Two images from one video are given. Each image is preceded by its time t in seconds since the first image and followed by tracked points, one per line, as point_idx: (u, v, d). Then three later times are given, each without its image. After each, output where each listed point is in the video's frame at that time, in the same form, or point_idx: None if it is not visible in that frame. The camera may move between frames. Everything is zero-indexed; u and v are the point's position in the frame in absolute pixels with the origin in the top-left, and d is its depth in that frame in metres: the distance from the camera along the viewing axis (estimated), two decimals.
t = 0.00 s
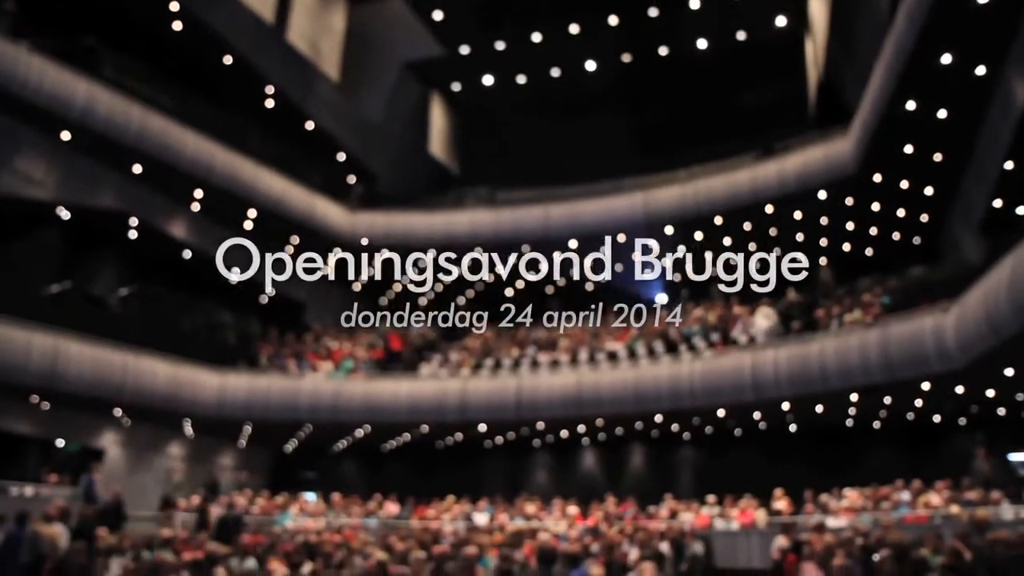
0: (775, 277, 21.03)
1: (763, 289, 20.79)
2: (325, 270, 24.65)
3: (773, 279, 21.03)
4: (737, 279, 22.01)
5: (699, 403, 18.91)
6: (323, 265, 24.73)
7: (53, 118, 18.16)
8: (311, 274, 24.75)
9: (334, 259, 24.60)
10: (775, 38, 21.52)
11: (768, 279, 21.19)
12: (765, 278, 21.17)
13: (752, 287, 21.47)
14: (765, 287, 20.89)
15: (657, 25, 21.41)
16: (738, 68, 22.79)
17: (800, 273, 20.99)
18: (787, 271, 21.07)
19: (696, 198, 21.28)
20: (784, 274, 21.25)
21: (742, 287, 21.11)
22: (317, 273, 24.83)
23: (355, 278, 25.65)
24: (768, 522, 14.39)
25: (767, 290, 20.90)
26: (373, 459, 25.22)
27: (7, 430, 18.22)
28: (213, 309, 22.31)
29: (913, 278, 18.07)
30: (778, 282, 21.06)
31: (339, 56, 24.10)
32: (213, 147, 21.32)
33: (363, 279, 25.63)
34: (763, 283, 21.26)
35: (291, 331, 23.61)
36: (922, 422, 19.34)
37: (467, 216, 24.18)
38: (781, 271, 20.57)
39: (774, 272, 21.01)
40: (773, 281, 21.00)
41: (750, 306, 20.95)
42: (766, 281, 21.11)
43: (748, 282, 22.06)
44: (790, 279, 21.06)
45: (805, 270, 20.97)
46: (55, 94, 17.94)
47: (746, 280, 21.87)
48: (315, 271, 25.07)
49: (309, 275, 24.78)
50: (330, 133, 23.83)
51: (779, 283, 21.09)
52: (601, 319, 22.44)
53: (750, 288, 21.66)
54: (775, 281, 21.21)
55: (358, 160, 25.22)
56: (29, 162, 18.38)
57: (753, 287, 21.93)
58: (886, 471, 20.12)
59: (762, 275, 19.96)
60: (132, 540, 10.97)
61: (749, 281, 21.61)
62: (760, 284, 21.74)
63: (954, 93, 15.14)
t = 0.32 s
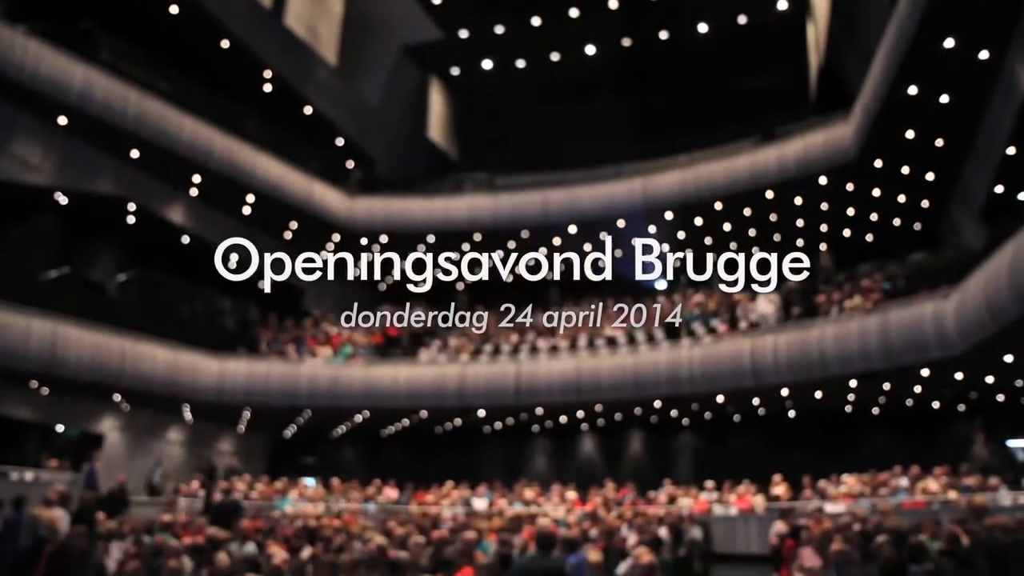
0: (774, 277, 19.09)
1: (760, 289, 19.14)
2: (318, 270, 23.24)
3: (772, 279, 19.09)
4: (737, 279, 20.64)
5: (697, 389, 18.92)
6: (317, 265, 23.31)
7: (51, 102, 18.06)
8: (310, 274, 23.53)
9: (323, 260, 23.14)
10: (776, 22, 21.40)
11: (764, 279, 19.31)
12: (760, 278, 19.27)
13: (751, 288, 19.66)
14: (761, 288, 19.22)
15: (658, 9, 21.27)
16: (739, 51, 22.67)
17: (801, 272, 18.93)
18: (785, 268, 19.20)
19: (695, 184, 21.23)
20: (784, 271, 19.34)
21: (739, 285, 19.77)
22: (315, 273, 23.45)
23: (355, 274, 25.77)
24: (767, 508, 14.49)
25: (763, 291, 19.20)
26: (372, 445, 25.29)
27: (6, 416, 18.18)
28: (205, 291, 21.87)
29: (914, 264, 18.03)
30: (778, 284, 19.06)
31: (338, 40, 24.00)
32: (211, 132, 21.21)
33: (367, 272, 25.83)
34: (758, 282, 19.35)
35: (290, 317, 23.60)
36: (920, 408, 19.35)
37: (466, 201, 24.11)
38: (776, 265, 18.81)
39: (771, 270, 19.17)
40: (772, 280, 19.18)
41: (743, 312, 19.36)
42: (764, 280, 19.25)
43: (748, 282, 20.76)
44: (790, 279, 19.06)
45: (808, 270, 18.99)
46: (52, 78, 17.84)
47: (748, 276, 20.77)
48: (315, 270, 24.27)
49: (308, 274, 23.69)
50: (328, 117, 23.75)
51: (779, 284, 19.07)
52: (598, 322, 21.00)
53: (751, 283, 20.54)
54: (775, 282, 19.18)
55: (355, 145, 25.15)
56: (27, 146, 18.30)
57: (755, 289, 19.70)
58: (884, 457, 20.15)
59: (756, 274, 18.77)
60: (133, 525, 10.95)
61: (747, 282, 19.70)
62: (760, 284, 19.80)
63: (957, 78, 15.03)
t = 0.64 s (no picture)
0: (775, 277, 18.88)
1: (760, 288, 18.90)
2: (316, 271, 22.77)
3: (773, 279, 18.88)
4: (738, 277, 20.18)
5: (696, 376, 18.91)
6: (315, 266, 22.80)
7: (47, 90, 17.97)
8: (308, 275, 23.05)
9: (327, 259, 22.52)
10: (776, 7, 21.28)
11: (764, 279, 19.06)
12: (761, 278, 19.03)
13: (751, 288, 19.35)
14: (761, 288, 18.99)
15: None
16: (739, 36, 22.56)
17: (804, 273, 18.69)
18: (785, 268, 18.98)
19: (695, 170, 21.15)
20: (783, 271, 19.11)
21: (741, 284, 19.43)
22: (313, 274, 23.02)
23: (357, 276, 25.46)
24: (766, 495, 14.57)
25: (763, 291, 18.94)
26: (373, 432, 25.31)
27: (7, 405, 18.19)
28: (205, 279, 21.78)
29: (915, 249, 18.00)
30: (778, 285, 18.89)
31: (335, 27, 23.88)
32: (209, 121, 21.11)
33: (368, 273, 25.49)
34: (759, 281, 19.07)
35: (290, 305, 23.58)
36: (920, 394, 19.35)
37: (465, 188, 24.03)
38: (777, 264, 18.62)
39: (770, 270, 18.96)
40: (772, 279, 18.97)
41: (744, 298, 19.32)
42: (764, 280, 19.00)
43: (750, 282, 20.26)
44: (791, 278, 18.83)
45: (810, 270, 18.79)
46: (48, 66, 17.75)
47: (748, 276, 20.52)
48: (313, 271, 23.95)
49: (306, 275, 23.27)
50: (326, 104, 23.66)
51: (779, 285, 18.92)
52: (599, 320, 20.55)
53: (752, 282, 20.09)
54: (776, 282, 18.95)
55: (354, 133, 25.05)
56: (24, 135, 18.23)
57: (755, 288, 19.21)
58: (884, 443, 20.17)
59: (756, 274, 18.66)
60: (134, 513, 10.94)
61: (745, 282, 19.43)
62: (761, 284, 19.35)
63: (959, 63, 14.93)
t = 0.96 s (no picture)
0: (776, 277, 18.53)
1: (760, 287, 18.63)
2: (316, 271, 22.44)
3: (774, 279, 18.53)
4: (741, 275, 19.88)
5: (699, 364, 18.88)
6: (315, 265, 22.48)
7: (46, 76, 17.92)
8: (307, 275, 22.70)
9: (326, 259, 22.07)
10: None
11: (765, 279, 18.70)
12: (762, 278, 18.67)
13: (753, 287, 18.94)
14: (763, 288, 18.63)
15: None
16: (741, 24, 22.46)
17: (805, 272, 18.33)
18: (787, 268, 18.65)
19: (696, 158, 21.07)
20: (785, 271, 18.76)
21: (741, 285, 19.13)
22: (312, 274, 22.70)
23: (356, 276, 25.09)
24: (767, 483, 14.70)
25: (764, 291, 18.58)
26: (373, 420, 25.36)
27: (8, 392, 18.21)
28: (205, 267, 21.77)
29: (917, 238, 17.94)
30: (779, 284, 18.54)
31: (335, 13, 23.74)
32: (209, 107, 21.01)
33: (367, 272, 25.11)
34: (760, 281, 18.71)
35: (290, 293, 23.55)
36: (921, 382, 19.34)
37: (465, 175, 23.94)
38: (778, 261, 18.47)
39: (772, 269, 18.63)
40: (773, 280, 18.57)
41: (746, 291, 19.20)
42: (765, 279, 18.64)
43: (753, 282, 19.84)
44: (791, 278, 18.46)
45: (811, 269, 18.44)
46: (46, 53, 17.67)
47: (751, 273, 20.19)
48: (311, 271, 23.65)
49: (303, 275, 22.91)
50: (326, 92, 23.59)
51: (780, 285, 18.56)
52: (601, 317, 20.25)
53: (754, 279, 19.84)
54: (777, 282, 18.54)
55: (354, 121, 24.98)
56: (24, 121, 18.20)
57: (757, 288, 18.80)
58: (884, 431, 20.16)
59: (756, 275, 18.68)
60: (135, 501, 10.96)
61: (747, 282, 19.12)
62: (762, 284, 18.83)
63: (962, 51, 14.83)
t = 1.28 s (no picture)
0: (776, 277, 18.30)
1: (761, 287, 18.42)
2: (316, 272, 22.02)
3: (774, 279, 18.31)
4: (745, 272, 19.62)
5: (700, 352, 18.87)
6: (315, 266, 22.11)
7: (44, 66, 17.83)
8: (305, 275, 22.34)
9: (327, 260, 21.66)
10: None
11: (766, 279, 18.48)
12: (762, 277, 18.46)
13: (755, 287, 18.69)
14: (762, 288, 18.43)
15: None
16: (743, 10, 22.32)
17: (806, 271, 18.01)
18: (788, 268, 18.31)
19: (696, 146, 21.00)
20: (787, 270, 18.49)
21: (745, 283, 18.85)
22: (310, 275, 22.26)
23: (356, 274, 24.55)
24: (767, 471, 14.71)
25: (764, 290, 18.37)
26: (374, 410, 25.40)
27: (8, 382, 18.18)
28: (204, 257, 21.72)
29: (918, 225, 17.91)
30: (780, 285, 18.28)
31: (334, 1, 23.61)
32: (207, 96, 20.93)
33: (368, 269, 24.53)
34: (761, 281, 18.48)
35: (290, 282, 23.52)
36: (922, 369, 19.33)
37: (465, 164, 23.88)
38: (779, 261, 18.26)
39: (773, 269, 18.40)
40: (774, 279, 18.33)
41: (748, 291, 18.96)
42: (766, 279, 18.43)
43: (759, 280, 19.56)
44: (791, 278, 18.14)
45: (813, 268, 18.06)
46: (43, 42, 17.57)
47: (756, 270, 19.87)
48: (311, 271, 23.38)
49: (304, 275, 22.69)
50: (326, 80, 23.48)
51: (781, 285, 18.33)
52: (602, 305, 20.21)
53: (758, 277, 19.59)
54: (778, 282, 18.29)
55: (353, 109, 24.88)
56: (22, 111, 18.13)
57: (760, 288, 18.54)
58: (885, 419, 20.18)
59: (757, 274, 18.51)
60: (136, 491, 10.91)
61: (749, 281, 18.82)
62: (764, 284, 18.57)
63: (964, 38, 14.75)
